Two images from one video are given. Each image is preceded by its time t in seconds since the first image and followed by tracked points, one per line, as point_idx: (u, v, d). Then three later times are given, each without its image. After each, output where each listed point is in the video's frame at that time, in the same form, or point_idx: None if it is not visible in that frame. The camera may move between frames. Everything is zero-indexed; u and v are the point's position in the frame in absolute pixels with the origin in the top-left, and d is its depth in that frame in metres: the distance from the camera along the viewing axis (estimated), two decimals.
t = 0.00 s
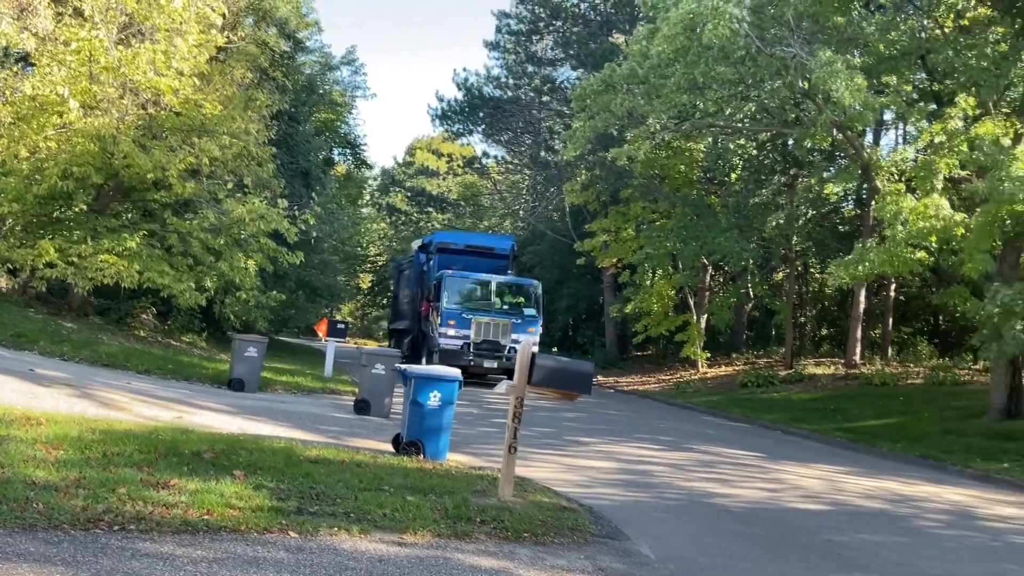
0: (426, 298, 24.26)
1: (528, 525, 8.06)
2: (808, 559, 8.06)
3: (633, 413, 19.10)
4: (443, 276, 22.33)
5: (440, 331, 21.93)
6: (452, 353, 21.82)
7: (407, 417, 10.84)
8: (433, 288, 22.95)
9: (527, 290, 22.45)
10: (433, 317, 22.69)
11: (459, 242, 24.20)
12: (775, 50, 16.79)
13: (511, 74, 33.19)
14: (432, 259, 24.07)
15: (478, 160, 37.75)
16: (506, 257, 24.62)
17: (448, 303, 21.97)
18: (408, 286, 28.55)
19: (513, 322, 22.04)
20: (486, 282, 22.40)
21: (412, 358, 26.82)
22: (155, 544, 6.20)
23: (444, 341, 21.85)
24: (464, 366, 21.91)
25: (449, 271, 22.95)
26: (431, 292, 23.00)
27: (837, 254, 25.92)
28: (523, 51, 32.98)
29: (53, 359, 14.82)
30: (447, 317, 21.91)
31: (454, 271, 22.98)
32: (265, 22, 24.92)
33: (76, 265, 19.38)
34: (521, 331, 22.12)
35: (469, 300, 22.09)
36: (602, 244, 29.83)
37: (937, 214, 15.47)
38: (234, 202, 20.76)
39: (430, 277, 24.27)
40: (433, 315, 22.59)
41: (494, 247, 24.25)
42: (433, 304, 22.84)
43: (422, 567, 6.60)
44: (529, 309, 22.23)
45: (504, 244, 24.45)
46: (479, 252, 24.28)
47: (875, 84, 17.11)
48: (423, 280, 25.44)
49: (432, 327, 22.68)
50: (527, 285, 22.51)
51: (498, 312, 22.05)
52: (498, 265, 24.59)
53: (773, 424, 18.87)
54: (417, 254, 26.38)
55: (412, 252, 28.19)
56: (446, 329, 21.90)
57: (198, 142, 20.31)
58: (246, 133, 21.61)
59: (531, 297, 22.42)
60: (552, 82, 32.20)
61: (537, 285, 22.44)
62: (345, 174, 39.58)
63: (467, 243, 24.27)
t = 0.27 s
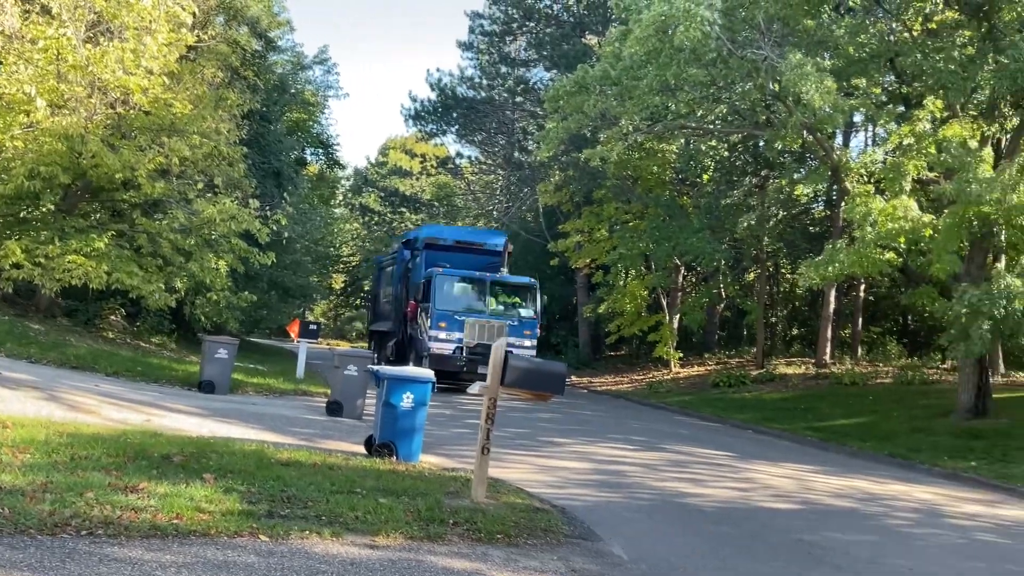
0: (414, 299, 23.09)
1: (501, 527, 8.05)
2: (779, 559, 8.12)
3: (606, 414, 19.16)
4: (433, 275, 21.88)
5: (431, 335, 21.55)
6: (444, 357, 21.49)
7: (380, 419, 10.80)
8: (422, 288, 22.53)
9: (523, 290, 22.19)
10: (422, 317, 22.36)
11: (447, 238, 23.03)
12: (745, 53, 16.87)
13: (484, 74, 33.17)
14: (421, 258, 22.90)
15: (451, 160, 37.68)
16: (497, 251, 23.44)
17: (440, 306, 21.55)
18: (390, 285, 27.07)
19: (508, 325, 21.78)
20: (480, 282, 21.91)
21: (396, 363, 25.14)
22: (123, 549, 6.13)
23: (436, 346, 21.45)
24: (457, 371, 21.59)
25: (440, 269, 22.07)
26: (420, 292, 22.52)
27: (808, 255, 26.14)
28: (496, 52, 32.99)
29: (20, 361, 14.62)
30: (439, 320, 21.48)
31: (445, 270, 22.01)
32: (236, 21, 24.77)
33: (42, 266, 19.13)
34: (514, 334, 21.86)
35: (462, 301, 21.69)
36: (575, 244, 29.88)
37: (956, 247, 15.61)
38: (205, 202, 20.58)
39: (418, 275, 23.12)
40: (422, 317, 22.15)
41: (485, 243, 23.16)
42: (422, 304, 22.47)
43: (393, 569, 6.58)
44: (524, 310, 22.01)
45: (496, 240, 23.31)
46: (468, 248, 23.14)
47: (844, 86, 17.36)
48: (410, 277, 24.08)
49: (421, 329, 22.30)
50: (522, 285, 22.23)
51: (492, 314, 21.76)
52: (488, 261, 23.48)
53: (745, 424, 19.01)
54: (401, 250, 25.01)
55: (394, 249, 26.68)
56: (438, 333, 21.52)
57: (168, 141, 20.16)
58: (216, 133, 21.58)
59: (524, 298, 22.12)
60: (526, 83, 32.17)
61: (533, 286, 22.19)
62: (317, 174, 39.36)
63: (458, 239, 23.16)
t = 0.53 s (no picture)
0: (397, 298, 20.95)
1: (469, 526, 8.05)
2: (745, 555, 8.20)
3: (574, 412, 19.20)
4: (420, 271, 19.95)
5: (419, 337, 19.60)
6: (434, 361, 19.60)
7: (347, 419, 10.76)
8: (406, 284, 20.29)
9: (520, 288, 20.45)
10: (406, 316, 20.30)
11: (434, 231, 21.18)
12: (711, 54, 17.03)
13: (452, 73, 33.10)
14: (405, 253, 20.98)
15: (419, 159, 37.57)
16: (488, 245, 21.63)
17: (431, 307, 19.65)
18: (366, 282, 25.12)
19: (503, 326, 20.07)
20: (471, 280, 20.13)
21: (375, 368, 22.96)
22: (85, 553, 6.05)
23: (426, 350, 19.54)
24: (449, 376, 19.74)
25: (428, 265, 20.10)
26: (405, 289, 20.34)
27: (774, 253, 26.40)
28: (464, 51, 32.95)
29: None
30: (428, 321, 19.66)
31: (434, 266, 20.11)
32: (200, 18, 24.53)
33: (2, 266, 18.83)
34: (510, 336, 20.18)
35: (454, 300, 19.89)
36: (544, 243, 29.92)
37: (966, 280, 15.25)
38: (169, 201, 20.30)
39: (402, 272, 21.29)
40: (409, 317, 20.09)
41: (476, 237, 21.29)
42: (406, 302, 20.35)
43: (360, 570, 6.56)
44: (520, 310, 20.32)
45: (487, 233, 21.46)
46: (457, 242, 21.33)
47: (808, 87, 17.61)
48: (391, 274, 22.09)
49: (406, 330, 20.26)
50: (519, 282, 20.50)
51: (486, 314, 20.10)
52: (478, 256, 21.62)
53: (712, 421, 19.15)
54: (379, 245, 23.06)
55: (370, 244, 24.73)
56: (428, 336, 19.65)
57: (131, 140, 19.89)
58: (180, 130, 21.41)
59: (521, 297, 20.38)
60: (494, 83, 32.13)
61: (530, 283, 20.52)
62: (284, 173, 39.07)
63: (446, 232, 21.28)
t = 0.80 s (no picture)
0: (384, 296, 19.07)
1: (434, 524, 8.06)
2: (708, 550, 8.28)
3: (540, 410, 19.26)
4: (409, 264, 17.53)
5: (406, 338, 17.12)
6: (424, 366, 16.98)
7: (312, 418, 10.71)
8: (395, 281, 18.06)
9: (520, 283, 17.92)
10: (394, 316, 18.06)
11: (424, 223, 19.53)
12: (675, 53, 17.21)
13: (418, 71, 33.06)
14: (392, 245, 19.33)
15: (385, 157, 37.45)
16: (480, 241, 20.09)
17: (418, 303, 17.20)
18: (348, 278, 23.43)
19: (502, 326, 17.35)
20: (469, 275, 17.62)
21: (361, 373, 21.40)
22: (44, 555, 5.98)
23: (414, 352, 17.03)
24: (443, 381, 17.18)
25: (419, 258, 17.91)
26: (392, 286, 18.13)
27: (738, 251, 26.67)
28: (430, 49, 32.93)
29: None
30: (419, 321, 17.10)
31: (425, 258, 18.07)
32: (161, 14, 24.25)
33: None
34: (509, 337, 17.32)
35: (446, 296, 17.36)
36: (510, 242, 29.95)
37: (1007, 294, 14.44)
38: (130, 199, 19.96)
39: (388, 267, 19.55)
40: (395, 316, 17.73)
41: (468, 230, 19.63)
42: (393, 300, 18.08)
43: (324, 570, 6.54)
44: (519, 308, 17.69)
45: (479, 226, 19.84)
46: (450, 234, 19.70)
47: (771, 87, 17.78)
48: (378, 270, 20.41)
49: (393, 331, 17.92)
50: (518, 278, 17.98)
51: (485, 313, 17.33)
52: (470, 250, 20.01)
53: (677, 418, 19.30)
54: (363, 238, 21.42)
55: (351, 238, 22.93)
56: (416, 336, 17.04)
57: (91, 137, 19.55)
58: (141, 127, 21.09)
59: (521, 294, 17.84)
60: (460, 81, 32.12)
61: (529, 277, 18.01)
62: (248, 171, 38.76)
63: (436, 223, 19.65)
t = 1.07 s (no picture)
0: (370, 293, 17.07)
1: (397, 521, 8.05)
2: (670, 542, 8.35)
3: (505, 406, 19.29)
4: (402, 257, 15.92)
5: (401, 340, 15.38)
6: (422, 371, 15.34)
7: (274, 417, 10.62)
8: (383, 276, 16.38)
9: (521, 279, 16.46)
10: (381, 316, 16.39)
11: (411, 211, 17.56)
12: (637, 50, 17.42)
13: (381, 67, 32.94)
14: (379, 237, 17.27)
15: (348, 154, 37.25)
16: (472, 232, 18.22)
17: (415, 300, 15.58)
18: (320, 272, 21.35)
19: (502, 326, 15.92)
20: (467, 270, 16.09)
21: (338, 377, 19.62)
22: None
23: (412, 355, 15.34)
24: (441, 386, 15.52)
25: (411, 252, 16.18)
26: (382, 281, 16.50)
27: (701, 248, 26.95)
28: (393, 45, 32.83)
29: None
30: (413, 321, 15.47)
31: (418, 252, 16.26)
32: (119, 8, 23.88)
33: None
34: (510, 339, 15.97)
35: (444, 294, 15.84)
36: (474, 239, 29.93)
37: None
38: (87, 196, 19.64)
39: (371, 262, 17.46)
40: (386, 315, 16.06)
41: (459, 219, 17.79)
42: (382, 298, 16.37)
43: (285, 569, 6.50)
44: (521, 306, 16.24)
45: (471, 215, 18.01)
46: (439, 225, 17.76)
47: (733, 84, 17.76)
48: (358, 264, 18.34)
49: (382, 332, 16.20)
50: (520, 273, 16.48)
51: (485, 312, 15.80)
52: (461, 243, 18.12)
53: (641, 413, 19.42)
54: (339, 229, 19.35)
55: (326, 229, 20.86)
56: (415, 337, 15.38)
57: (47, 133, 19.20)
58: (98, 124, 20.73)
59: (523, 291, 16.41)
60: (423, 77, 32.04)
61: (533, 273, 16.51)
62: (209, 167, 38.34)
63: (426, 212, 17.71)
